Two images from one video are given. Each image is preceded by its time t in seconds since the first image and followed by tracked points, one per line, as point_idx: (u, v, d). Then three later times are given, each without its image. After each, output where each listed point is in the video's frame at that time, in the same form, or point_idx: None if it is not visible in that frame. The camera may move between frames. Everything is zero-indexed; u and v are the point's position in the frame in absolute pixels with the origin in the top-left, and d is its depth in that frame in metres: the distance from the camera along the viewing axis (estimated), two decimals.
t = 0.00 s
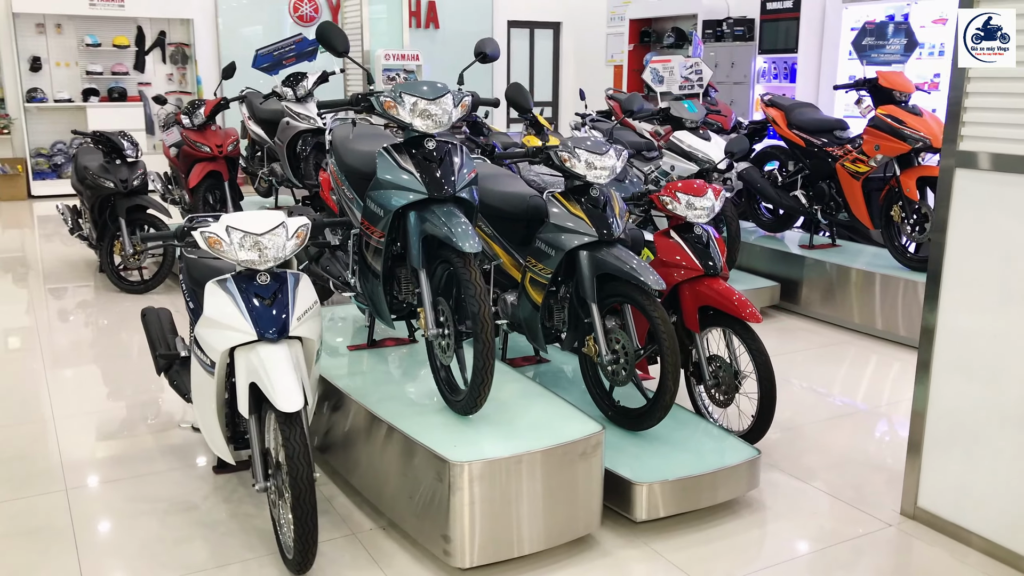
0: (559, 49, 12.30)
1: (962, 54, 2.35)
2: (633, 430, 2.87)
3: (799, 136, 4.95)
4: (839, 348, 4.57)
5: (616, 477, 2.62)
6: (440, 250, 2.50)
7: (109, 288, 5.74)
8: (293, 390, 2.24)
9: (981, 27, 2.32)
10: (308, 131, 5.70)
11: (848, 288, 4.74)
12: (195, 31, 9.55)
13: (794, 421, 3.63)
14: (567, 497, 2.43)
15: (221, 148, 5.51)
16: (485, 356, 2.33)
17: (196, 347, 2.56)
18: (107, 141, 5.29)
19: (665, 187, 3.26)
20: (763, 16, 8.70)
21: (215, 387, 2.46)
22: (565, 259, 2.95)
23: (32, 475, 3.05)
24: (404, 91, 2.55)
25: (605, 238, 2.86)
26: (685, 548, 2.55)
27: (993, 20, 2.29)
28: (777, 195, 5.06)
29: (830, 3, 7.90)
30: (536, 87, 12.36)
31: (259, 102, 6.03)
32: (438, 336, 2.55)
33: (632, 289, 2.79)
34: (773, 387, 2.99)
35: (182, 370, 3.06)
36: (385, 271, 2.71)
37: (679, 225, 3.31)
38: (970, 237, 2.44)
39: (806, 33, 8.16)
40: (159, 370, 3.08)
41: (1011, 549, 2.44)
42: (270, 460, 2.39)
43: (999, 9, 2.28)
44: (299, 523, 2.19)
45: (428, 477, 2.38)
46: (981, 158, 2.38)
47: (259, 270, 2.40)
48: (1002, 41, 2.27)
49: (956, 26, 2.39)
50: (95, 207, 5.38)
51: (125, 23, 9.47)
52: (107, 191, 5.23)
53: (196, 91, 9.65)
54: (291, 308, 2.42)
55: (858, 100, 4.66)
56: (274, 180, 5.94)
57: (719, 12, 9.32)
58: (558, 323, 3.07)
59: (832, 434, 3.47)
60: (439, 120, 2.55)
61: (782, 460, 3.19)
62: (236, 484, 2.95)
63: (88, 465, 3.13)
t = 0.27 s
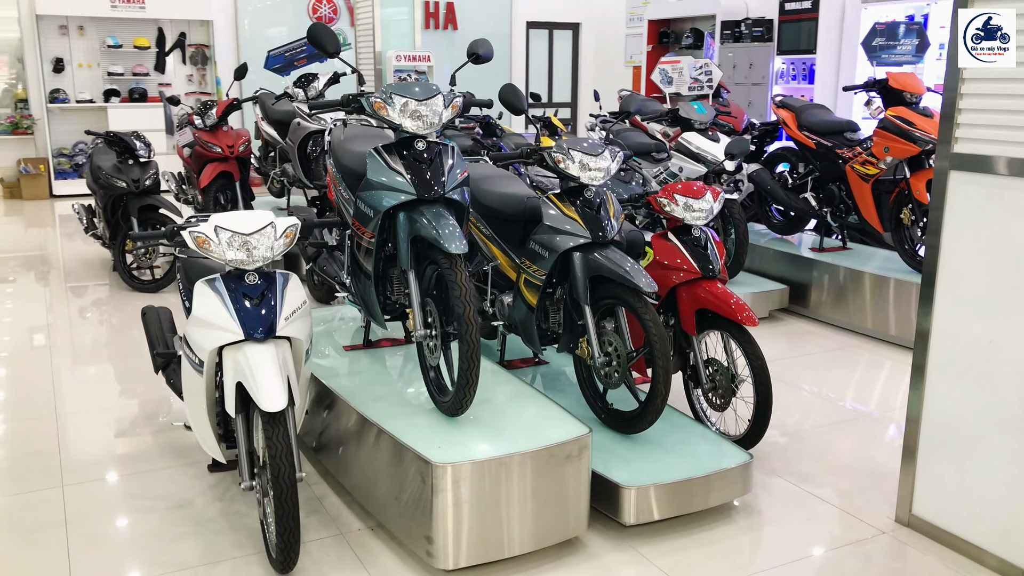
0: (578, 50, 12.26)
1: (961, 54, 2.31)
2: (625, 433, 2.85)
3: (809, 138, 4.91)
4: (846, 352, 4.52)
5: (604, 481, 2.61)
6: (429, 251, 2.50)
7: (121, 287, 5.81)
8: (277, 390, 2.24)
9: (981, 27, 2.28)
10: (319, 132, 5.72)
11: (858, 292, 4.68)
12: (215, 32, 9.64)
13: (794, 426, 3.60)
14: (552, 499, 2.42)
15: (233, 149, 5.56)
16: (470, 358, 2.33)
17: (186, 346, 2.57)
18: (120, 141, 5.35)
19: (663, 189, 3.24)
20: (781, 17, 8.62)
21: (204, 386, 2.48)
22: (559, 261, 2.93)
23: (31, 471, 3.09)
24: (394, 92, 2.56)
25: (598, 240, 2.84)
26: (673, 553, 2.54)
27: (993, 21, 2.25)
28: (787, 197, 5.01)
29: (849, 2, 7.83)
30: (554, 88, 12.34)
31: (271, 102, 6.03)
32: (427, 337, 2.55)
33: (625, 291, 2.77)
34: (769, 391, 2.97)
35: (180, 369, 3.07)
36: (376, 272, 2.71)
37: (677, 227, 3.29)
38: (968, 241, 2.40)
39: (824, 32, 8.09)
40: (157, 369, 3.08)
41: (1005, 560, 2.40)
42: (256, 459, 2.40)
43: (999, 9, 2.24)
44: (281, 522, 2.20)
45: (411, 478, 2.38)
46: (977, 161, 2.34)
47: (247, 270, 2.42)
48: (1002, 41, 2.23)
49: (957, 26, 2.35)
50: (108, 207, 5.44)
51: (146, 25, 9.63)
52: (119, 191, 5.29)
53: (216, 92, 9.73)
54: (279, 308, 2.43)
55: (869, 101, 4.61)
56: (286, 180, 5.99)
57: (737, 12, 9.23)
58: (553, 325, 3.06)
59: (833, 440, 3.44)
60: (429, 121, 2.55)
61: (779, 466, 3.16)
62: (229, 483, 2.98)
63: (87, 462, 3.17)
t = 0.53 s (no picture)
0: (600, 51, 12.25)
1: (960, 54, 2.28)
2: (622, 435, 2.85)
3: (824, 140, 4.86)
4: (858, 357, 4.47)
5: (599, 484, 2.60)
6: (424, 252, 2.51)
7: (139, 285, 5.89)
8: (268, 389, 2.26)
9: (981, 26, 2.24)
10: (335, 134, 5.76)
11: (871, 296, 4.63)
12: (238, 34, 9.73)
13: (800, 430, 3.57)
14: (544, 500, 2.43)
15: (249, 149, 5.61)
16: (462, 359, 2.33)
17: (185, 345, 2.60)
18: (138, 141, 5.42)
19: (666, 191, 3.23)
20: (803, 17, 8.55)
21: (200, 384, 2.51)
22: (558, 262, 2.93)
23: (38, 468, 3.14)
24: (391, 93, 2.57)
25: (597, 241, 2.84)
26: (667, 557, 2.53)
27: (993, 21, 2.21)
28: (801, 200, 4.97)
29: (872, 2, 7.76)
30: (576, 89, 12.33)
31: (289, 104, 6.08)
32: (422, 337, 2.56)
33: (623, 293, 2.76)
34: (770, 395, 2.94)
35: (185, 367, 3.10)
36: (374, 272, 2.73)
37: (680, 229, 3.28)
38: (968, 245, 2.36)
39: (846, 33, 8.01)
40: (162, 367, 3.11)
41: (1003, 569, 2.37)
42: (250, 457, 2.42)
43: (999, 9, 2.20)
44: (272, 519, 2.22)
45: (402, 478, 2.40)
46: (976, 163, 2.31)
47: (243, 270, 2.44)
48: (1002, 41, 2.19)
49: (956, 26, 2.31)
50: (126, 206, 5.52)
51: (171, 27, 9.74)
52: (137, 191, 5.36)
53: (239, 93, 9.83)
54: (274, 308, 2.45)
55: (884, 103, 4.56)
56: (303, 181, 6.04)
57: (760, 13, 9.15)
58: (554, 327, 3.06)
59: (839, 446, 3.40)
60: (425, 123, 2.56)
61: (781, 471, 3.13)
62: (230, 480, 3.01)
63: (92, 460, 3.21)
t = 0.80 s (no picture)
0: (626, 52, 12.22)
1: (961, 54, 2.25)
2: (625, 436, 2.85)
3: (842, 142, 4.82)
4: (874, 361, 4.43)
5: (597, 483, 2.61)
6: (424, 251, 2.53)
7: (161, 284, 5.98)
8: (268, 384, 2.29)
9: (981, 27, 2.22)
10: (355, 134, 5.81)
11: (888, 299, 4.58)
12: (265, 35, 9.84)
13: (809, 433, 3.54)
14: (540, 499, 2.44)
15: (270, 149, 5.67)
16: (459, 358, 2.34)
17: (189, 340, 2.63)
18: (161, 141, 5.50)
19: (673, 191, 3.22)
20: (829, 18, 8.48)
21: (203, 379, 2.54)
22: (563, 262, 2.93)
23: (52, 462, 3.20)
24: (394, 93, 2.59)
25: (601, 242, 2.84)
26: (666, 557, 2.52)
27: (993, 21, 2.19)
28: (819, 202, 4.96)
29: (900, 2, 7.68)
30: (602, 90, 12.32)
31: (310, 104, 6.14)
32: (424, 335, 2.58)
33: (626, 293, 2.76)
34: (775, 397, 2.92)
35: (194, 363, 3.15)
36: (377, 270, 2.75)
37: (688, 230, 3.27)
38: (972, 246, 2.33)
39: (873, 34, 7.94)
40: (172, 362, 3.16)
41: None
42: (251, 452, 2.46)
43: (999, 9, 2.18)
44: (269, 513, 2.25)
45: (400, 474, 2.42)
46: (979, 164, 2.28)
47: (246, 266, 2.48)
48: (1001, 41, 2.17)
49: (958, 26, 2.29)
50: (149, 206, 5.61)
51: (200, 28, 9.87)
52: (159, 190, 5.45)
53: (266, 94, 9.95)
54: (277, 305, 2.48)
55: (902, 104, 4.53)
56: (323, 181, 6.09)
57: (786, 14, 9.09)
58: (558, 326, 3.06)
59: (849, 450, 3.38)
60: (428, 122, 2.58)
61: (787, 474, 3.12)
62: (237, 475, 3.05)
63: (105, 454, 3.27)
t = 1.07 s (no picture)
0: (653, 51, 12.18)
1: (960, 54, 2.22)
2: (628, 435, 2.85)
3: (862, 142, 4.77)
4: (891, 363, 4.38)
5: (597, 482, 2.62)
6: (425, 248, 2.54)
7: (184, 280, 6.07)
8: (268, 379, 2.32)
9: (981, 27, 2.19)
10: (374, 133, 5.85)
11: (906, 302, 4.52)
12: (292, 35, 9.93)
13: (819, 435, 3.52)
14: (538, 497, 2.46)
15: (290, 148, 5.72)
16: (456, 354, 2.36)
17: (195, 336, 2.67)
18: (183, 140, 5.57)
19: (681, 190, 3.21)
20: (857, 17, 8.38)
21: (206, 373, 2.57)
22: (567, 261, 2.93)
23: (65, 455, 3.26)
24: (398, 91, 2.61)
25: (605, 241, 2.83)
26: (664, 558, 2.52)
27: (993, 20, 2.16)
28: (838, 203, 4.90)
29: None
30: (629, 89, 12.28)
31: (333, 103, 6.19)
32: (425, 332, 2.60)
33: (629, 292, 2.76)
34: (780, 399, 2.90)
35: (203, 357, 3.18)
36: (380, 267, 2.77)
37: (696, 229, 3.25)
38: (975, 248, 2.30)
39: (901, 32, 7.84)
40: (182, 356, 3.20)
41: None
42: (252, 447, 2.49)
43: (998, 9, 2.15)
44: (268, 507, 2.28)
45: (397, 471, 2.44)
46: (983, 165, 2.25)
47: (250, 262, 2.51)
48: (1001, 41, 2.14)
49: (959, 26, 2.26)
50: (172, 203, 5.69)
51: (228, 28, 9.99)
52: (181, 187, 5.52)
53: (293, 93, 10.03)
54: (280, 300, 2.51)
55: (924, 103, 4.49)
56: (343, 180, 6.13)
57: (812, 13, 8.99)
58: (564, 325, 3.06)
59: (859, 453, 3.34)
60: (431, 120, 2.59)
61: (794, 477, 3.10)
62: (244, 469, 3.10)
63: (118, 447, 3.33)
